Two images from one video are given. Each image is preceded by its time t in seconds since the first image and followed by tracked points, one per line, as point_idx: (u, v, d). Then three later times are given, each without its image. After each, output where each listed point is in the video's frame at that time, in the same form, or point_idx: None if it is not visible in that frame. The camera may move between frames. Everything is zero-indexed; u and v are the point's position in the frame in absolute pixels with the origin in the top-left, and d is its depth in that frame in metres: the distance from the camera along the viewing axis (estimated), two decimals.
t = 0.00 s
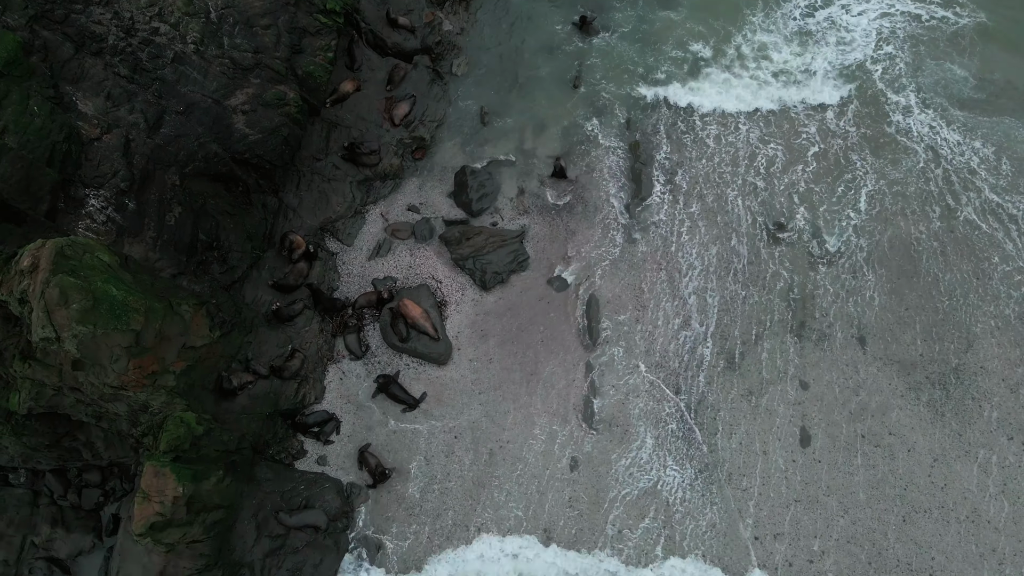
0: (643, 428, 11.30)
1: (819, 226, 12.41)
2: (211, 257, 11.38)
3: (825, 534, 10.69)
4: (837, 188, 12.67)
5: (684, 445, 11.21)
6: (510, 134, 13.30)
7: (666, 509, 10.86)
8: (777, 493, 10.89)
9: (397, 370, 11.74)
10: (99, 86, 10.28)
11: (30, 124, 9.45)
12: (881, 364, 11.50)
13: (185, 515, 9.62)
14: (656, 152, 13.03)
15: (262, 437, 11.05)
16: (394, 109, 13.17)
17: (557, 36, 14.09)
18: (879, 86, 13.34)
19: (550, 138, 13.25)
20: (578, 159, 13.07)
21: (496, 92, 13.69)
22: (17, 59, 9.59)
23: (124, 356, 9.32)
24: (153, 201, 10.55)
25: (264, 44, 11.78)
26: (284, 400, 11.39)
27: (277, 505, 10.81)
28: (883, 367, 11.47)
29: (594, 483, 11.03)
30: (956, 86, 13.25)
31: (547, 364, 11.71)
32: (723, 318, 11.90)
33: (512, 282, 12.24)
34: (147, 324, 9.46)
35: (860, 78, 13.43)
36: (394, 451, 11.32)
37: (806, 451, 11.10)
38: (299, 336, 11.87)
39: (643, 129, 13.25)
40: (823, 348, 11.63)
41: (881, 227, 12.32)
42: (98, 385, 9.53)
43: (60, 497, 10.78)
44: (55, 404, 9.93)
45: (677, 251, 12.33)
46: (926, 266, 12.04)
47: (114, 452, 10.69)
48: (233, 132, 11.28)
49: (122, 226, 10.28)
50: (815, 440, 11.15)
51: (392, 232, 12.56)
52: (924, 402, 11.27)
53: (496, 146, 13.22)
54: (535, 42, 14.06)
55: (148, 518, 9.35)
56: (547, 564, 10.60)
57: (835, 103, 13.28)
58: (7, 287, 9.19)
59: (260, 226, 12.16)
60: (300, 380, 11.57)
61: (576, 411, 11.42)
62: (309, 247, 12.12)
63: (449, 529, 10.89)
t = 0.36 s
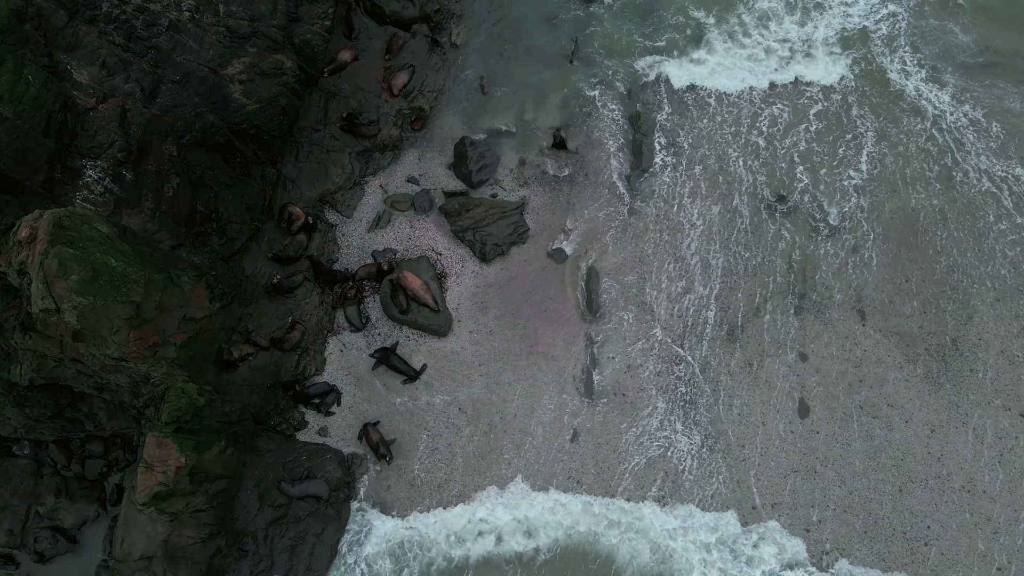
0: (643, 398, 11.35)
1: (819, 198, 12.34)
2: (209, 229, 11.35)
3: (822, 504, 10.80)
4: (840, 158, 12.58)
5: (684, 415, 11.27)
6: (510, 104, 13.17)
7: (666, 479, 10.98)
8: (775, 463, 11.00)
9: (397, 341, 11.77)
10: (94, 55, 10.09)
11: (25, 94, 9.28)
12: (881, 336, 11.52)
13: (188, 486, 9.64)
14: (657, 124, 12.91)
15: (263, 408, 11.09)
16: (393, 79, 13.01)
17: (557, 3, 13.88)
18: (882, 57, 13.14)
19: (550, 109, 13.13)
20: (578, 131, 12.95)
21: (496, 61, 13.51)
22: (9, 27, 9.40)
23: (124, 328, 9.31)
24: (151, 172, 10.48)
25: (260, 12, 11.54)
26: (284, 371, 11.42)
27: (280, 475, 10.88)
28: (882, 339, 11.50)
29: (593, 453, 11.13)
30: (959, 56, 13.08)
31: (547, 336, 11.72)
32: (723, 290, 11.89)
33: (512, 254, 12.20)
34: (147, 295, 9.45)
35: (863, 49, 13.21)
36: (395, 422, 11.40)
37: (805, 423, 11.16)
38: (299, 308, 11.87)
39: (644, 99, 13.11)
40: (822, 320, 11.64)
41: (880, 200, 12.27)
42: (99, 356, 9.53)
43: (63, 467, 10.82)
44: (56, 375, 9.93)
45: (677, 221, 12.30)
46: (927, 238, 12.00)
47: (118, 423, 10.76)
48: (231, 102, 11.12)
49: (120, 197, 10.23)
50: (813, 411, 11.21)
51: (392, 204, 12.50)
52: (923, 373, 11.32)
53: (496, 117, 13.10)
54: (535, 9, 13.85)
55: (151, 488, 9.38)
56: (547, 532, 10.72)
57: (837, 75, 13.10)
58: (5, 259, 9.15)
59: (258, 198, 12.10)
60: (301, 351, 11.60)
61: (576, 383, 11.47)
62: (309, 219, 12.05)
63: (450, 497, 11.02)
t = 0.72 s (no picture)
0: (643, 377, 11.38)
1: (820, 180, 12.27)
2: (208, 210, 11.26)
3: (822, 484, 10.84)
4: (841, 137, 12.51)
5: (685, 397, 11.29)
6: (510, 84, 13.08)
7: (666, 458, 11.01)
8: (775, 443, 11.02)
9: (397, 322, 11.77)
10: (90, 34, 10.01)
11: (21, 73, 9.20)
12: (881, 317, 11.51)
13: (190, 466, 9.67)
14: (658, 104, 12.82)
15: (264, 389, 11.10)
16: (391, 59, 12.91)
17: None
18: (883, 38, 13.05)
19: (550, 89, 13.03)
20: (578, 111, 12.86)
21: (495, 41, 13.41)
22: (4, 5, 9.31)
23: (125, 309, 9.30)
24: (149, 152, 10.38)
25: None
26: (286, 353, 11.41)
27: (281, 456, 10.91)
28: (882, 319, 11.49)
29: (593, 434, 11.16)
30: (960, 35, 12.99)
31: (547, 317, 11.72)
32: (723, 272, 11.87)
33: (513, 236, 12.16)
34: (147, 277, 9.43)
35: (864, 31, 13.12)
36: (396, 402, 11.42)
37: (804, 403, 11.19)
38: (299, 289, 11.86)
39: (644, 79, 13.02)
40: (822, 302, 11.63)
41: (881, 181, 12.21)
42: (100, 338, 9.52)
43: (66, 448, 10.84)
44: (57, 356, 9.89)
45: (678, 201, 12.26)
46: (928, 219, 11.96)
47: (119, 404, 10.76)
48: (229, 82, 11.04)
49: (118, 178, 10.17)
50: (812, 392, 11.23)
51: (392, 184, 12.46)
52: (922, 353, 11.33)
53: (496, 97, 13.01)
54: None
55: (153, 469, 9.41)
56: (547, 510, 10.76)
57: (838, 56, 12.99)
58: (4, 240, 9.11)
59: (257, 179, 12.02)
60: (301, 333, 11.59)
61: (576, 365, 11.47)
62: (308, 200, 12.01)
63: (451, 476, 11.04)
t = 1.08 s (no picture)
0: (644, 366, 11.37)
1: (821, 169, 12.20)
2: (208, 200, 11.21)
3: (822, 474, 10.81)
4: (841, 126, 12.44)
5: (685, 386, 11.27)
6: (509, 73, 13.00)
7: (666, 447, 10.98)
8: (775, 432, 11.01)
9: (397, 312, 11.75)
10: (88, 23, 9.97)
11: (19, 62, 9.15)
12: (881, 307, 11.46)
13: (191, 456, 9.67)
14: (659, 92, 12.74)
15: (264, 379, 11.12)
16: (391, 47, 12.85)
17: None
18: (885, 27, 12.93)
19: (550, 78, 12.95)
20: (578, 100, 12.79)
21: (495, 29, 13.32)
22: None
23: (125, 299, 9.28)
24: (148, 142, 10.34)
25: None
26: (286, 343, 11.41)
27: (282, 446, 10.91)
28: (882, 310, 11.45)
29: (593, 424, 11.15)
30: (962, 23, 12.89)
31: (546, 307, 11.69)
32: (723, 262, 11.82)
33: (513, 226, 12.12)
34: (147, 268, 9.40)
35: (867, 19, 12.99)
36: (396, 392, 11.43)
37: (803, 394, 11.15)
38: (299, 280, 11.83)
39: (645, 67, 12.95)
40: (822, 291, 11.58)
41: (882, 172, 12.13)
42: (100, 328, 9.50)
43: (68, 438, 10.85)
44: (58, 347, 9.87)
45: (679, 190, 12.20)
46: (928, 208, 11.89)
47: (120, 394, 10.77)
48: (228, 71, 10.97)
49: (117, 168, 10.12)
50: (812, 382, 11.20)
51: (392, 174, 12.42)
52: (921, 343, 11.30)
53: (496, 86, 12.94)
54: None
55: (154, 458, 9.39)
56: (547, 498, 10.80)
57: (841, 46, 12.88)
58: (4, 230, 9.09)
59: (257, 168, 11.97)
60: (301, 323, 11.58)
61: (576, 355, 11.46)
62: (308, 190, 11.97)
63: (452, 463, 11.07)
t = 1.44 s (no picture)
0: (643, 362, 11.37)
1: (821, 168, 12.18)
2: (208, 198, 11.19)
3: (823, 472, 10.78)
4: (840, 124, 12.42)
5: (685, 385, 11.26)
6: (509, 72, 12.98)
7: (665, 444, 10.96)
8: (774, 429, 11.00)
9: (397, 311, 11.74)
10: (88, 21, 9.98)
11: (19, 60, 9.15)
12: (881, 306, 11.45)
13: (191, 454, 9.67)
14: (659, 91, 12.73)
15: (264, 378, 11.11)
16: (391, 45, 12.84)
17: None
18: (885, 26, 12.91)
19: (550, 77, 12.93)
20: (579, 98, 12.77)
21: (495, 26, 13.31)
22: None
23: (125, 298, 9.28)
24: (148, 141, 10.32)
25: None
26: (286, 341, 11.41)
27: (282, 444, 10.90)
28: (881, 309, 11.44)
29: (593, 422, 11.14)
30: (962, 21, 12.86)
31: (546, 306, 11.68)
32: (723, 261, 11.81)
33: (513, 225, 12.10)
34: (147, 267, 9.38)
35: (868, 18, 12.96)
36: (397, 391, 11.43)
37: (801, 394, 11.14)
38: (299, 278, 11.84)
39: (645, 65, 12.92)
40: (822, 290, 11.57)
41: (882, 171, 12.10)
42: (100, 327, 9.48)
43: (68, 436, 10.85)
44: (58, 345, 9.86)
45: (679, 188, 12.19)
46: (928, 208, 11.87)
47: (120, 393, 10.75)
48: (227, 69, 10.92)
49: (117, 166, 10.11)
50: (812, 381, 11.19)
51: (392, 172, 12.42)
52: (921, 342, 11.28)
53: (495, 85, 12.92)
54: None
55: (154, 457, 9.39)
56: (547, 495, 10.82)
57: (841, 46, 12.84)
58: (4, 229, 9.08)
59: (257, 166, 11.96)
60: (301, 322, 11.58)
61: (576, 354, 11.45)
62: (308, 188, 11.96)
63: (452, 457, 11.09)
